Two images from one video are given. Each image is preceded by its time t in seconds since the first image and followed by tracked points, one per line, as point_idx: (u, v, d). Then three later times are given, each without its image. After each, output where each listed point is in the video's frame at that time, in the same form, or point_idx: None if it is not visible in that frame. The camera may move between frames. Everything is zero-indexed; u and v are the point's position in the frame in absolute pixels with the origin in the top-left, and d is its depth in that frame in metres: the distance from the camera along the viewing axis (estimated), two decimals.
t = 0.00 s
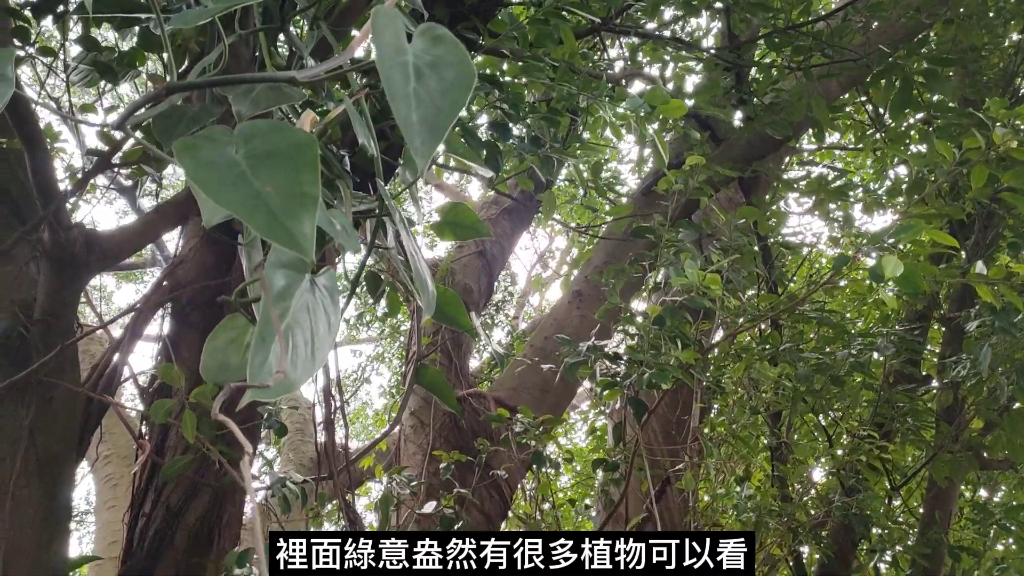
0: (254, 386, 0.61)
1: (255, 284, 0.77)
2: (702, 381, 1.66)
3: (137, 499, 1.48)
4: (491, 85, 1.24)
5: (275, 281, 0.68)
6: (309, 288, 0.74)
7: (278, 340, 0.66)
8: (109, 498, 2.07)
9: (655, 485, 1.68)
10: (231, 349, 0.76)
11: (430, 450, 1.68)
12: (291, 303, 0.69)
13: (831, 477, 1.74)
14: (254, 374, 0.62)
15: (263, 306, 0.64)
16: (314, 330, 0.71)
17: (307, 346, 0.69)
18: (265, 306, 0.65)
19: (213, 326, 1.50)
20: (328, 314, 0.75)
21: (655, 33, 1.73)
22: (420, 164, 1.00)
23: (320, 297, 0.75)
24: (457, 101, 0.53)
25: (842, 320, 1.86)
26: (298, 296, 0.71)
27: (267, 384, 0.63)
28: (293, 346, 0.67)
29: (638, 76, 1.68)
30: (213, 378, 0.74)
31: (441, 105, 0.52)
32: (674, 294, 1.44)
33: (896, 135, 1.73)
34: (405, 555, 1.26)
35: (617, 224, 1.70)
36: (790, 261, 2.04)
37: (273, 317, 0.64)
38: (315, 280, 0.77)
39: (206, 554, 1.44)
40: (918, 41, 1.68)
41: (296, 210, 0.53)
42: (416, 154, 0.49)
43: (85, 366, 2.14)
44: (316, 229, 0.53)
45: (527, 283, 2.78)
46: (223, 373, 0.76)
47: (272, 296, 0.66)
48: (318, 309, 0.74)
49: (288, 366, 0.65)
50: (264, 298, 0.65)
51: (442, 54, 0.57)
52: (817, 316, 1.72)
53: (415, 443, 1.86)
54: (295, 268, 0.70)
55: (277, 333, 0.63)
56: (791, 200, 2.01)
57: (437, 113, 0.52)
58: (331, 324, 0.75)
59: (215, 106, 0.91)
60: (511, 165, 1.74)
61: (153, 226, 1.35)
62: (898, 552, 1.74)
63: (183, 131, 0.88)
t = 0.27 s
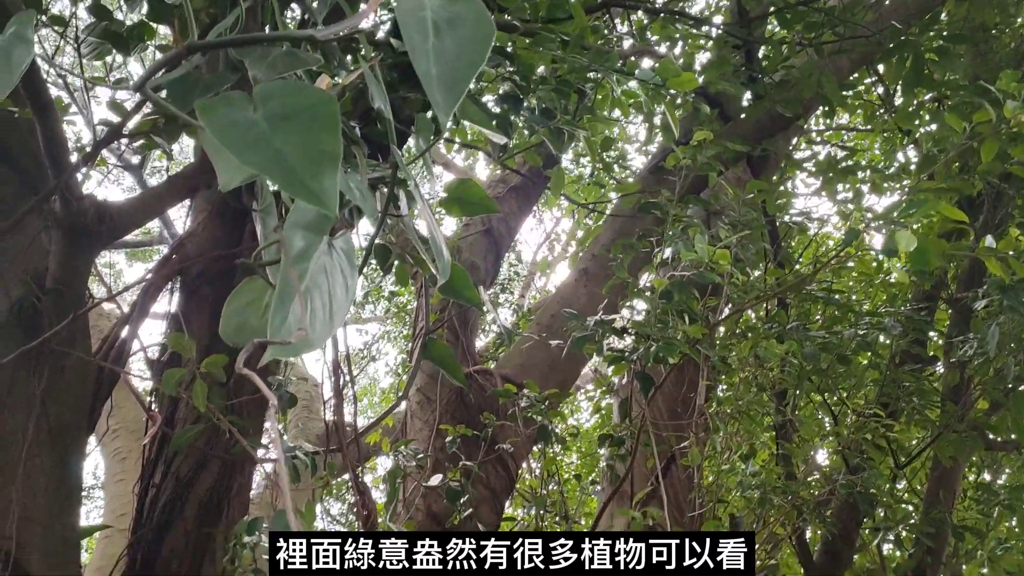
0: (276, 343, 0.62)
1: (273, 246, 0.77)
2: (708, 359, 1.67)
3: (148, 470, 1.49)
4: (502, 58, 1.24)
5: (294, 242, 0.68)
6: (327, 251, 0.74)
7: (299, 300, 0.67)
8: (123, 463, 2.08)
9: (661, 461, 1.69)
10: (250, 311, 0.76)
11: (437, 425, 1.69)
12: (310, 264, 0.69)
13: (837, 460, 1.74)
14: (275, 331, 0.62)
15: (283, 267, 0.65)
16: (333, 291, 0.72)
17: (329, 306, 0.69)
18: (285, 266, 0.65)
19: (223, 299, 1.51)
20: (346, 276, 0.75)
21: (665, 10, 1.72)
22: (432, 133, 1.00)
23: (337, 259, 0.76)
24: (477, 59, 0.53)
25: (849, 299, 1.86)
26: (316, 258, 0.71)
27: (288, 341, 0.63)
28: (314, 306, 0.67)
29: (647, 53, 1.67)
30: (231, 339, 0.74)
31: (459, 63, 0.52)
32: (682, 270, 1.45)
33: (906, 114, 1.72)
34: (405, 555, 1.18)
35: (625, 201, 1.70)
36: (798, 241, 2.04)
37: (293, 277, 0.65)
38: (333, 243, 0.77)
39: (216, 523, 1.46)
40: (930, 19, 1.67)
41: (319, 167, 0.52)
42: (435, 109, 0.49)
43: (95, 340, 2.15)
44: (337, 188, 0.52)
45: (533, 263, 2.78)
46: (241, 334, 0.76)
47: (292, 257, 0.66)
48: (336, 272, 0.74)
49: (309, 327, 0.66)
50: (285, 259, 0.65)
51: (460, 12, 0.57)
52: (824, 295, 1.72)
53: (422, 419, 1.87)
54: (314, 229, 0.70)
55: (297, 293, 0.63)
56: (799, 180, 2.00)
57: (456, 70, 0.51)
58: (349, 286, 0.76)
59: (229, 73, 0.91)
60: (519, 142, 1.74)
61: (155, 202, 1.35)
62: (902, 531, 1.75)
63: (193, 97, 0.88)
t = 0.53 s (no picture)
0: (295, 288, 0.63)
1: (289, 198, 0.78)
2: (715, 331, 1.67)
3: (159, 434, 1.51)
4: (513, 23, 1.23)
5: (311, 191, 0.69)
6: (343, 201, 0.75)
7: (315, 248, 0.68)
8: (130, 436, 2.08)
9: (666, 432, 1.70)
10: (266, 261, 0.77)
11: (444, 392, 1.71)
12: (327, 212, 0.70)
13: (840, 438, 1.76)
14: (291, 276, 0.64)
15: (301, 214, 0.66)
16: (347, 243, 0.73)
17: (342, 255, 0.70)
18: (303, 213, 0.66)
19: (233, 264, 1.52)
20: (361, 229, 0.77)
21: None
22: (444, 93, 1.00)
23: (353, 212, 0.77)
24: None
25: (857, 274, 1.86)
26: (332, 208, 0.72)
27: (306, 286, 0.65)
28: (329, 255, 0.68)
29: (658, 24, 1.66)
30: (249, 289, 0.75)
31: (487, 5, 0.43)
32: (690, 239, 1.45)
33: (918, 87, 1.71)
34: None
35: (634, 172, 1.70)
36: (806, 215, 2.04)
37: (311, 225, 0.66)
38: (348, 194, 0.78)
39: (227, 487, 1.48)
40: None
41: (340, 119, 0.52)
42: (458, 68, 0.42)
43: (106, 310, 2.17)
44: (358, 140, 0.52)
45: (540, 239, 2.78)
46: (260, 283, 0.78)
47: (310, 205, 0.67)
48: (352, 223, 0.75)
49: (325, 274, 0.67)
50: (302, 207, 0.66)
51: None
52: (831, 268, 1.72)
53: (429, 390, 1.88)
54: (330, 180, 0.71)
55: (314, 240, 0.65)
56: (808, 154, 2.00)
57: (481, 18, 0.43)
58: (363, 239, 0.77)
59: (244, 29, 0.91)
60: (528, 114, 1.74)
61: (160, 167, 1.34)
62: (904, 503, 1.76)
63: (210, 46, 0.85)
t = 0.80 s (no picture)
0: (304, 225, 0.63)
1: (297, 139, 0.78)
2: (722, 296, 1.67)
3: (169, 391, 1.53)
4: None
5: (320, 129, 0.69)
6: (351, 142, 0.75)
7: (325, 185, 0.69)
8: (138, 401, 2.08)
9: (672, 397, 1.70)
10: (274, 202, 0.77)
11: (452, 355, 1.71)
12: (336, 151, 0.70)
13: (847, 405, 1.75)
14: (302, 212, 0.63)
15: (311, 151, 0.66)
16: (357, 183, 0.74)
17: (353, 194, 0.71)
18: (313, 150, 0.66)
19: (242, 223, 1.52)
20: (370, 171, 0.77)
21: None
22: (454, 42, 1.00)
23: (363, 154, 0.77)
24: None
25: (866, 242, 1.85)
26: (341, 147, 0.72)
27: (316, 223, 0.65)
28: (339, 193, 0.69)
29: None
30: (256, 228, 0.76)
31: None
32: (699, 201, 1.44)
33: (931, 52, 1.69)
34: None
35: (644, 137, 1.70)
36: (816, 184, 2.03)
37: (321, 161, 0.66)
38: (357, 136, 0.78)
39: (236, 443, 1.50)
40: None
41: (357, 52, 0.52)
42: None
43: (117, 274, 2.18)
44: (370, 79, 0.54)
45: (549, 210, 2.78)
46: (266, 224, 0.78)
47: (320, 143, 0.67)
48: (360, 164, 0.76)
49: (335, 212, 0.67)
50: (312, 144, 0.66)
51: None
52: (840, 235, 1.72)
53: (436, 354, 1.89)
54: (339, 118, 0.72)
55: (324, 175, 0.64)
56: (819, 122, 1.99)
57: None
58: (372, 180, 0.77)
59: None
60: (538, 77, 1.74)
61: (169, 126, 1.33)
62: (909, 471, 1.77)
63: None
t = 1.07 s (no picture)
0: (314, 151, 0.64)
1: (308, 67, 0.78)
2: (731, 252, 1.67)
3: (180, 343, 1.54)
4: None
5: (331, 55, 0.68)
6: (362, 70, 0.75)
7: (334, 113, 0.68)
8: (148, 354, 2.08)
9: (679, 353, 1.71)
10: (285, 131, 0.78)
11: (459, 309, 1.72)
12: (347, 77, 0.69)
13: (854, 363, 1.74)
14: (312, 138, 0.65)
15: (322, 77, 0.66)
16: (368, 112, 0.73)
17: (364, 124, 0.71)
18: (323, 75, 0.66)
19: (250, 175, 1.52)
20: (380, 100, 0.77)
21: None
22: None
23: (373, 83, 0.77)
24: None
25: (876, 201, 1.84)
26: (352, 74, 0.71)
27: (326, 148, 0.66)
28: (349, 121, 0.69)
29: None
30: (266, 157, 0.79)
31: None
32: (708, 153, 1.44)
33: (945, 6, 1.67)
34: None
35: (653, 92, 1.69)
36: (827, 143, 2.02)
37: (331, 87, 0.66)
38: (367, 65, 0.78)
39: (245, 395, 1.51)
40: None
41: None
42: None
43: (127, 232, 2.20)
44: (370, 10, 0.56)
45: (557, 172, 2.77)
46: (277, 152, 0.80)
47: (331, 68, 0.67)
48: (371, 92, 0.75)
49: (345, 138, 0.68)
50: (323, 69, 0.66)
51: None
52: (849, 191, 1.71)
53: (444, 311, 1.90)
54: (351, 45, 0.71)
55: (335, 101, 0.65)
56: (831, 81, 1.97)
57: None
58: (382, 110, 0.77)
59: None
60: (547, 32, 1.72)
61: (174, 76, 1.35)
62: (914, 428, 1.77)
63: None
